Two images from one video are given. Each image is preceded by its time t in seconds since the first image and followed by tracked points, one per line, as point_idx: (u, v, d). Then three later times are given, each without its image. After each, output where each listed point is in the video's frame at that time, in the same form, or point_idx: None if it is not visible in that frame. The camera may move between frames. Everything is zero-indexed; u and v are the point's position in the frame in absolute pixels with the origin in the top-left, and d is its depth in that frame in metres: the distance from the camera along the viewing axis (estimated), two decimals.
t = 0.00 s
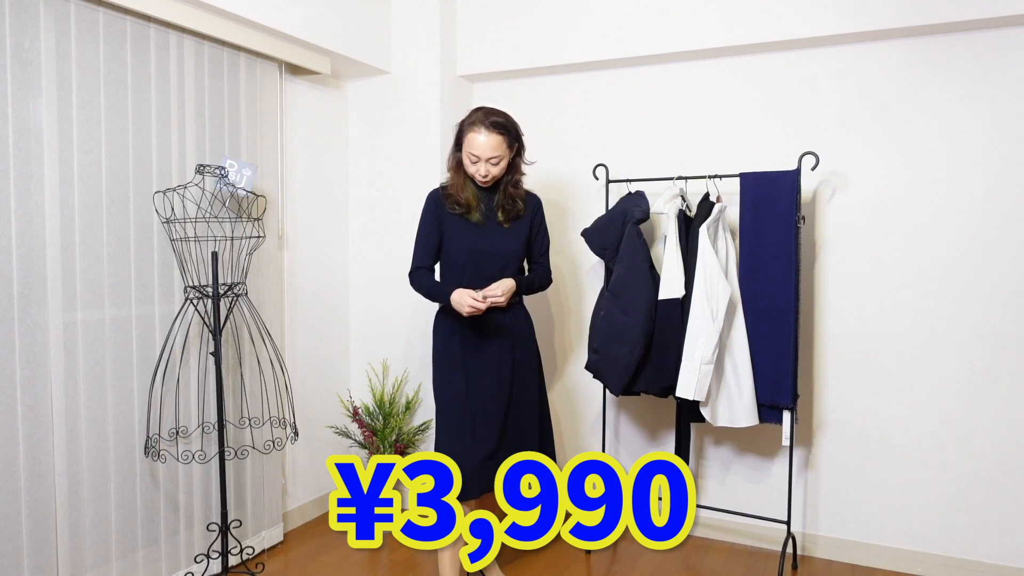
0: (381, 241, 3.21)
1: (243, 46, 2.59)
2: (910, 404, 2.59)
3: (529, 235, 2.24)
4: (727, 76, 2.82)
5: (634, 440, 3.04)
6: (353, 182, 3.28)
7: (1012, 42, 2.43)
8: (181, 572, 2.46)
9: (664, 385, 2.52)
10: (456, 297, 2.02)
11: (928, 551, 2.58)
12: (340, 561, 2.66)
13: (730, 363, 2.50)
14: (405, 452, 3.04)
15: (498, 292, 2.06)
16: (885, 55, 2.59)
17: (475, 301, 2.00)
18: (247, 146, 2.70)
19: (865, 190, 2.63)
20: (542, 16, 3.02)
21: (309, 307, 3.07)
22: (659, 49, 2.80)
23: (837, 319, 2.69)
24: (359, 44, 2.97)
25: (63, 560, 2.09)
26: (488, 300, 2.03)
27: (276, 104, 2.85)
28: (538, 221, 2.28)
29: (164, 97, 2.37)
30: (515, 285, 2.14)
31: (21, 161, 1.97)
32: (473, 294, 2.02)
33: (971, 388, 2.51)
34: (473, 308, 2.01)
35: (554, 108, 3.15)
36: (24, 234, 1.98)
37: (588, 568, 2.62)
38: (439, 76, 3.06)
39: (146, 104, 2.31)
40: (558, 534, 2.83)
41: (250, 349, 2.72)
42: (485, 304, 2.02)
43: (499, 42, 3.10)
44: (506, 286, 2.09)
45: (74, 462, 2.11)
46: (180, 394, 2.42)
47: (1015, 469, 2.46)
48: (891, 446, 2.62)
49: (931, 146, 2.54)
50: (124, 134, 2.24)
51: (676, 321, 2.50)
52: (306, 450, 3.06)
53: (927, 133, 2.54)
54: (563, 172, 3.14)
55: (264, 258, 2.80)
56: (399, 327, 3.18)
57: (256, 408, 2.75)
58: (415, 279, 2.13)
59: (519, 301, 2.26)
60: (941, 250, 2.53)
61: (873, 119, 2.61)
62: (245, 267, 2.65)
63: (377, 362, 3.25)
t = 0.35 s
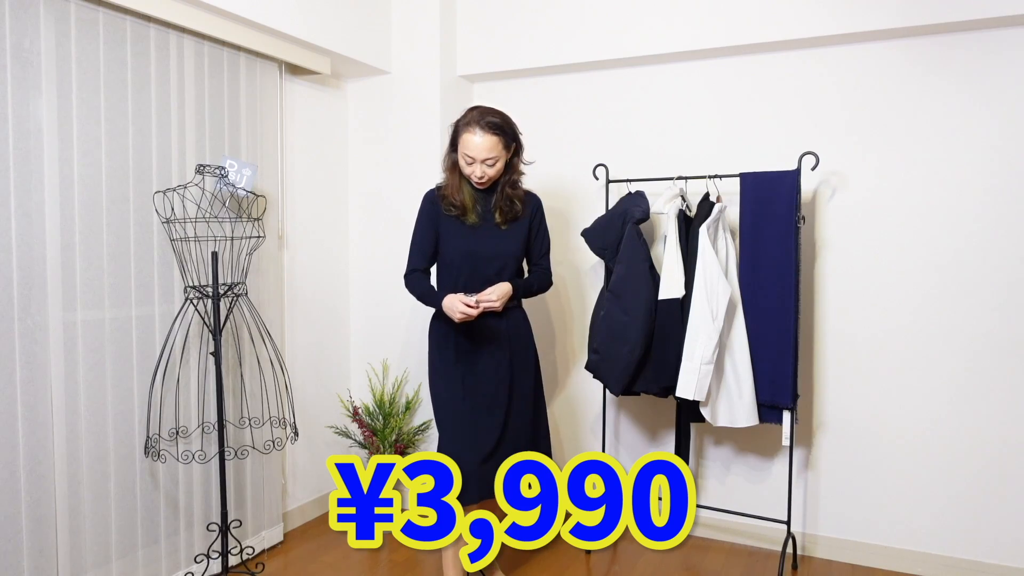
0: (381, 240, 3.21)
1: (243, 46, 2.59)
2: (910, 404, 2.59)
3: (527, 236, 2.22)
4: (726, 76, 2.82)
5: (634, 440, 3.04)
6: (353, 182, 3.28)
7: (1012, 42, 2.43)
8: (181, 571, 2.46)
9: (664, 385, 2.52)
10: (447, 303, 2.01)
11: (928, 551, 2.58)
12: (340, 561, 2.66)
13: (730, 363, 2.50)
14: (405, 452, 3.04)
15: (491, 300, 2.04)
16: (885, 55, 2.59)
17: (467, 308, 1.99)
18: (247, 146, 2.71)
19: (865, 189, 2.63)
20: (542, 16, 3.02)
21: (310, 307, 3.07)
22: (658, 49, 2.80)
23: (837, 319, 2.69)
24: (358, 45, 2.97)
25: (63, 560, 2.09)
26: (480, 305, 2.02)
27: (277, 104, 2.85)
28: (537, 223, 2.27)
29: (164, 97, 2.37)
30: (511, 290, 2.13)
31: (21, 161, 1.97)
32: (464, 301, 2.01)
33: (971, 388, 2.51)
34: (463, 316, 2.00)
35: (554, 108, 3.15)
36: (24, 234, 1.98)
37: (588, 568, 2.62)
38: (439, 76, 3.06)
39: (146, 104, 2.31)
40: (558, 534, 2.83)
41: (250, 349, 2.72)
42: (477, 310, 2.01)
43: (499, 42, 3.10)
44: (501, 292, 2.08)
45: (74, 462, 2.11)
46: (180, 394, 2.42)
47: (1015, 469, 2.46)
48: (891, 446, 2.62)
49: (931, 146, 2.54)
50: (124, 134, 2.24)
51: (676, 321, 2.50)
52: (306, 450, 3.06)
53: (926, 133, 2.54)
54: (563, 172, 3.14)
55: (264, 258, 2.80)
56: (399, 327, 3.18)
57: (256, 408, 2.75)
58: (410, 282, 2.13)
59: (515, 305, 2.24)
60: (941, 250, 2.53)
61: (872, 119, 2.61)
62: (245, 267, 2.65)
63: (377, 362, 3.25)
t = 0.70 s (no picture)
0: (381, 240, 3.21)
1: (242, 46, 2.58)
2: (909, 404, 2.60)
3: (526, 238, 2.20)
4: (727, 76, 2.82)
5: (634, 441, 3.04)
6: (353, 182, 3.28)
7: (1013, 42, 2.43)
8: (181, 571, 2.46)
9: (664, 385, 2.52)
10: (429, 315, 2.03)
11: (928, 550, 2.59)
12: (340, 561, 2.66)
13: (730, 363, 2.50)
14: (406, 452, 3.04)
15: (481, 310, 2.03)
16: (885, 55, 2.59)
17: (450, 317, 2.01)
18: (247, 146, 2.70)
19: (865, 190, 2.63)
20: (542, 16, 3.02)
21: (309, 307, 3.07)
22: (659, 49, 2.80)
23: (837, 319, 2.69)
24: (358, 45, 2.97)
25: (63, 560, 2.09)
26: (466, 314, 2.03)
27: (276, 104, 2.85)
28: (536, 224, 2.24)
29: (164, 97, 2.37)
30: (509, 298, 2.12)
31: (21, 161, 1.97)
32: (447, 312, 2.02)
33: (971, 388, 2.51)
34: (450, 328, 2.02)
35: (554, 108, 3.15)
36: (24, 234, 1.98)
37: (589, 568, 2.62)
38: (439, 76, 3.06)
39: (147, 104, 2.31)
40: (558, 534, 2.83)
41: (250, 349, 2.71)
42: (461, 320, 2.02)
43: (499, 42, 3.10)
44: (497, 300, 2.07)
45: (74, 462, 2.11)
46: (180, 394, 2.42)
47: (1015, 469, 2.46)
48: (891, 446, 2.63)
49: (931, 146, 2.54)
50: (124, 134, 2.24)
51: (676, 321, 2.50)
52: (306, 450, 3.06)
53: (926, 133, 2.55)
54: (563, 172, 3.14)
55: (264, 258, 2.80)
56: (399, 327, 3.18)
57: (256, 408, 2.75)
58: (400, 288, 2.14)
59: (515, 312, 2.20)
60: (941, 250, 2.54)
61: (873, 119, 2.61)
62: (245, 267, 2.64)
63: (377, 362, 3.25)
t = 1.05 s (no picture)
0: (381, 240, 3.22)
1: (242, 46, 2.58)
2: (909, 404, 2.59)
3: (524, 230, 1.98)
4: (727, 76, 2.82)
5: (634, 441, 3.04)
6: (353, 182, 3.28)
7: (1013, 42, 2.43)
8: (181, 571, 2.46)
9: (664, 385, 2.52)
10: (390, 338, 1.83)
11: (928, 550, 2.58)
12: (340, 561, 2.66)
13: (730, 363, 2.50)
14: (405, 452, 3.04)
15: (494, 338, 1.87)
16: (885, 55, 2.59)
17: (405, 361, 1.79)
18: (247, 146, 2.71)
19: (864, 190, 2.63)
20: (542, 16, 3.02)
21: (309, 307, 3.07)
22: (658, 49, 2.80)
23: (837, 319, 2.69)
24: (358, 45, 2.97)
25: (63, 560, 2.09)
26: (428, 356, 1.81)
27: (276, 104, 2.85)
28: (535, 214, 2.04)
29: (164, 97, 2.37)
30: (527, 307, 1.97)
31: (21, 161, 1.97)
32: (407, 352, 1.80)
33: (971, 388, 2.51)
34: (398, 368, 1.87)
35: (554, 108, 3.15)
36: (24, 234, 1.98)
37: (588, 568, 2.62)
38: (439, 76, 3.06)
39: (146, 104, 2.31)
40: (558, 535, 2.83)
41: (250, 349, 2.71)
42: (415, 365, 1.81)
43: (498, 42, 3.10)
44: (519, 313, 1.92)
45: (74, 462, 2.11)
46: (180, 394, 2.42)
47: (1014, 469, 2.46)
48: (891, 446, 2.62)
49: (931, 146, 2.54)
50: (124, 134, 2.24)
51: (676, 321, 2.49)
52: (306, 450, 3.06)
53: (926, 133, 2.54)
54: (563, 172, 3.14)
55: (264, 258, 2.80)
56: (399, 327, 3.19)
57: (256, 408, 2.75)
58: (380, 275, 1.93)
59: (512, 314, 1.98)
60: (941, 251, 2.53)
61: (872, 119, 2.61)
62: (245, 267, 2.65)
63: (377, 362, 3.25)
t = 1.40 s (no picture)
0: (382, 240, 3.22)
1: (242, 46, 2.58)
2: (909, 404, 2.60)
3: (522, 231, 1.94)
4: (727, 76, 2.82)
5: (634, 440, 3.04)
6: (353, 182, 3.28)
7: (1012, 42, 2.43)
8: (182, 571, 2.46)
9: (664, 385, 2.52)
10: (384, 329, 1.87)
11: (928, 550, 2.58)
12: (340, 561, 2.66)
13: (730, 363, 2.50)
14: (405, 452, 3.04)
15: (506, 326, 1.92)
16: (885, 55, 2.59)
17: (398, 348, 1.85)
18: (247, 146, 2.71)
19: (865, 190, 2.63)
20: (542, 16, 3.02)
21: (309, 307, 3.07)
22: (658, 49, 2.80)
23: (837, 319, 2.69)
24: (358, 45, 2.97)
25: (63, 561, 2.09)
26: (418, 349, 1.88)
27: (276, 104, 2.85)
28: (535, 213, 1.99)
29: (164, 97, 2.37)
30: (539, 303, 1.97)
31: (21, 161, 1.97)
32: (405, 340, 1.85)
33: (971, 388, 2.51)
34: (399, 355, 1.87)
35: (555, 108, 3.15)
36: (24, 234, 1.98)
37: (588, 568, 2.62)
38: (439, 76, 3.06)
39: (146, 104, 2.31)
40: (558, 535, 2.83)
41: (250, 349, 2.71)
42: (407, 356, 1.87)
43: (498, 42, 3.10)
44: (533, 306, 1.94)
45: (74, 462, 2.11)
46: (180, 394, 2.42)
47: (1014, 469, 2.46)
48: (891, 446, 2.63)
49: (931, 146, 2.54)
50: (125, 134, 2.24)
51: (676, 321, 2.49)
52: (307, 450, 3.07)
53: (926, 133, 2.54)
54: (563, 172, 3.14)
55: (264, 258, 2.80)
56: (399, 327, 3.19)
57: (256, 408, 2.75)
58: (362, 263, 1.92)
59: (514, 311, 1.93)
60: (941, 251, 2.53)
61: (873, 119, 2.61)
62: (245, 267, 2.64)
63: (377, 362, 3.26)
